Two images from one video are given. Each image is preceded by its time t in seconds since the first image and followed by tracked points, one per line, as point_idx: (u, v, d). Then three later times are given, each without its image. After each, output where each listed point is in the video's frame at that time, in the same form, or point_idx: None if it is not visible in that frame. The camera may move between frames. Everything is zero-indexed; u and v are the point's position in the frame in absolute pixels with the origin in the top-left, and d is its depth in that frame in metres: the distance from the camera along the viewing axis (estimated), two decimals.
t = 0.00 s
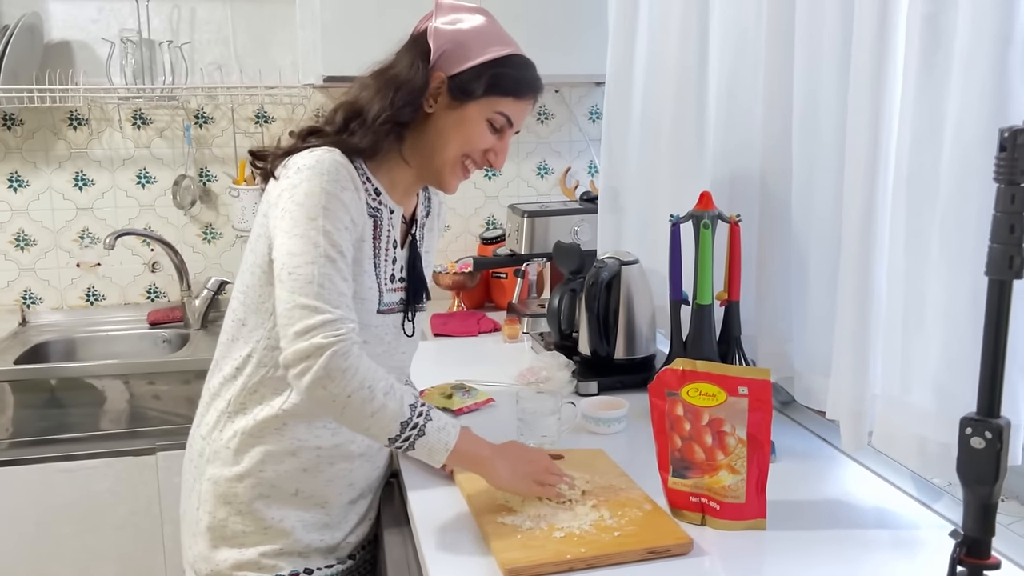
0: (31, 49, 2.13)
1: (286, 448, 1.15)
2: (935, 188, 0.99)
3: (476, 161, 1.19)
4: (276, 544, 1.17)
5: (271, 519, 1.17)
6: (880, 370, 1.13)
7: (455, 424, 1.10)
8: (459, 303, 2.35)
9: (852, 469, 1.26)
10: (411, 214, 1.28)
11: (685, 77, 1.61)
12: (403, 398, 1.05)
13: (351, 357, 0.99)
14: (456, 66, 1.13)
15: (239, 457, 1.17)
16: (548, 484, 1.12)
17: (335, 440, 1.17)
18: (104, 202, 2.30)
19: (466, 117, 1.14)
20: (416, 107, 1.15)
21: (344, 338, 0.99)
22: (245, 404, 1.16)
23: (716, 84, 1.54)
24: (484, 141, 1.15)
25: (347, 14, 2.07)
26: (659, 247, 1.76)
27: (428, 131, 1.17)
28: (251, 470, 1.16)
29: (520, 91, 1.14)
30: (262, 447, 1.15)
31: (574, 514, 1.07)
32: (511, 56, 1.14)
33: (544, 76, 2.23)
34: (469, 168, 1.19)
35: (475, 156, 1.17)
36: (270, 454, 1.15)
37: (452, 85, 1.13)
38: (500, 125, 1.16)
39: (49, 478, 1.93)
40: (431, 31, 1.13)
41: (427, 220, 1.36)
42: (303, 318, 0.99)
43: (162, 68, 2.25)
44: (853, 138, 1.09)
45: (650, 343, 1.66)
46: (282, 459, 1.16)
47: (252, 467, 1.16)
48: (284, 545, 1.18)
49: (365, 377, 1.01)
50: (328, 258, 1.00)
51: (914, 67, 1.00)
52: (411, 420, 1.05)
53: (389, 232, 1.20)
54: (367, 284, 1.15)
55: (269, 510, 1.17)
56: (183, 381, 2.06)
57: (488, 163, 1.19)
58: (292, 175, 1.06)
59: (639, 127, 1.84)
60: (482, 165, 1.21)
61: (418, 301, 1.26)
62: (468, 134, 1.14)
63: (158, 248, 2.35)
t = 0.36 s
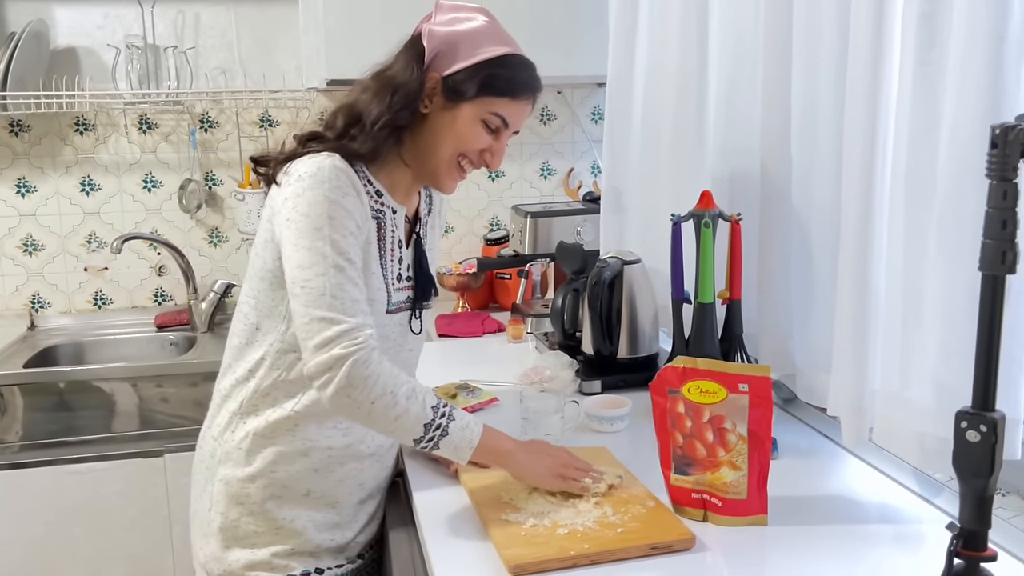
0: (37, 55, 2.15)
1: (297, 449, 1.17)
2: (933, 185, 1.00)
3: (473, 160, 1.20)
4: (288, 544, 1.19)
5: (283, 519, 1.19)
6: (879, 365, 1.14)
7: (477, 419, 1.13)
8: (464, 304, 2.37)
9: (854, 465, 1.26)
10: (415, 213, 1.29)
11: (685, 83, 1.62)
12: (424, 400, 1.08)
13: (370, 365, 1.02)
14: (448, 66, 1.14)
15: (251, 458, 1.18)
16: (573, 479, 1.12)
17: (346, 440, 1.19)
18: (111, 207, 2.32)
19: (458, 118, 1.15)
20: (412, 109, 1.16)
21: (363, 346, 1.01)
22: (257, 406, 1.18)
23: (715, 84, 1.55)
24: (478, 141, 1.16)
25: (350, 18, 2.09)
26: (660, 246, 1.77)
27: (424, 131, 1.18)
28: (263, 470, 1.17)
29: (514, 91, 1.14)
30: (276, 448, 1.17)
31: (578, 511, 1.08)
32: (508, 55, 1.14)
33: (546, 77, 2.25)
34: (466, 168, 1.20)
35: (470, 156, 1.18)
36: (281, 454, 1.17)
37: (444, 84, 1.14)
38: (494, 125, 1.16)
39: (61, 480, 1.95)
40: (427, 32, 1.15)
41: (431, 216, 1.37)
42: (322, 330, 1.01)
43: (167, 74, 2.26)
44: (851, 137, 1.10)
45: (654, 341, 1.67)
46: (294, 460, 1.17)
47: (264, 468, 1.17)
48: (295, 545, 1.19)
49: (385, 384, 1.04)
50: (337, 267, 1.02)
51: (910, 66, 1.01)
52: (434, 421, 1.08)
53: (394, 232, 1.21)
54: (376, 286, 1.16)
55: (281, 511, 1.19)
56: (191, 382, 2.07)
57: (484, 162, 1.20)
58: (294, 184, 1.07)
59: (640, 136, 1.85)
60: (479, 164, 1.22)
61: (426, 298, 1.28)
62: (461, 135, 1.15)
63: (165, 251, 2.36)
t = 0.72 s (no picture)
0: (48, 57, 2.16)
1: (305, 448, 1.16)
2: (948, 179, 0.99)
3: (467, 153, 1.19)
4: (297, 545, 1.18)
5: (291, 520, 1.18)
6: (894, 362, 1.13)
7: (441, 420, 1.09)
8: (474, 303, 2.36)
9: (868, 462, 1.26)
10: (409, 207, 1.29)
11: (695, 79, 1.61)
12: (378, 404, 1.04)
13: (321, 372, 1.01)
14: (441, 60, 1.13)
15: (259, 459, 1.18)
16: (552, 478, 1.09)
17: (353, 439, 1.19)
18: (122, 207, 2.33)
19: (452, 111, 1.14)
20: (404, 102, 1.15)
21: (316, 354, 1.01)
22: (261, 406, 1.18)
23: (727, 80, 1.54)
24: (472, 134, 1.16)
25: (360, 18, 2.09)
26: (672, 243, 1.76)
27: (418, 126, 1.17)
28: (270, 471, 1.17)
29: (507, 84, 1.14)
30: (282, 449, 1.17)
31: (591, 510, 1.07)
32: (500, 48, 1.14)
33: (556, 75, 2.24)
34: (460, 162, 1.20)
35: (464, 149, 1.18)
36: (289, 455, 1.17)
37: (437, 77, 1.14)
38: (488, 118, 1.16)
39: (72, 480, 1.96)
40: (419, 25, 1.14)
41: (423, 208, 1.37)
42: (283, 335, 1.02)
43: (176, 73, 2.28)
44: (864, 132, 1.09)
45: (666, 339, 1.66)
46: (301, 460, 1.17)
47: (272, 469, 1.17)
48: (304, 545, 1.18)
49: (335, 391, 1.02)
50: (307, 272, 1.02)
51: (925, 59, 1.00)
52: (389, 425, 1.05)
53: (390, 229, 1.21)
54: (373, 287, 1.16)
55: (289, 512, 1.18)
56: (202, 381, 2.07)
57: (478, 156, 1.20)
58: (285, 188, 1.08)
59: (652, 126, 1.83)
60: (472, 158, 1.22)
61: (425, 292, 1.28)
62: (456, 128, 1.15)
63: (176, 251, 2.37)
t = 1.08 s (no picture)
0: (58, 56, 2.15)
1: (308, 451, 1.15)
2: (970, 177, 0.97)
3: (461, 149, 1.17)
4: (302, 548, 1.17)
5: (295, 523, 1.17)
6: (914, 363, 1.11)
7: (431, 429, 1.09)
8: (484, 302, 2.35)
9: (885, 464, 1.23)
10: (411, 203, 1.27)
11: (709, 77, 1.59)
12: (368, 411, 1.05)
13: (315, 377, 1.04)
14: (429, 54, 1.12)
15: (261, 462, 1.16)
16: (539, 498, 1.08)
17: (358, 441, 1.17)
18: (131, 207, 2.32)
19: (443, 107, 1.12)
20: (395, 99, 1.14)
21: (309, 360, 1.04)
22: (262, 409, 1.16)
23: (742, 76, 1.51)
24: (464, 130, 1.13)
25: (372, 16, 2.07)
26: (686, 242, 1.74)
27: (411, 122, 1.16)
28: (272, 474, 1.16)
29: (499, 77, 1.12)
30: (281, 452, 1.15)
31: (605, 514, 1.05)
32: (493, 39, 1.12)
33: (568, 72, 2.22)
34: (454, 158, 1.18)
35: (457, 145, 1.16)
36: (290, 458, 1.15)
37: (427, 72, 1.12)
38: (480, 113, 1.13)
39: (81, 481, 1.95)
40: (408, 19, 1.13)
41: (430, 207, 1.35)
42: (280, 338, 1.05)
43: (185, 73, 2.26)
44: (882, 129, 1.07)
45: (678, 340, 1.63)
46: (303, 463, 1.15)
47: (274, 472, 1.16)
48: (309, 549, 1.17)
49: (326, 396, 1.04)
50: (301, 275, 1.03)
51: (946, 55, 0.98)
52: (378, 432, 1.06)
53: (388, 224, 1.19)
54: (369, 282, 1.14)
55: (293, 515, 1.17)
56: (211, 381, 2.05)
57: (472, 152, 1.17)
58: (277, 181, 1.07)
59: (664, 126, 1.81)
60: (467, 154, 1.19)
61: (425, 291, 1.25)
62: (446, 124, 1.13)
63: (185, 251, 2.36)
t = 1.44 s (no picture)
0: (69, 56, 2.15)
1: (325, 451, 1.13)
2: (1000, 174, 0.94)
3: (433, 102, 1.11)
4: (319, 550, 1.15)
5: (311, 525, 1.15)
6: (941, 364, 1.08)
7: (457, 424, 1.09)
8: (498, 303, 2.33)
9: (908, 467, 1.21)
10: (425, 199, 1.26)
11: (726, 77, 1.56)
12: (393, 410, 1.05)
13: (336, 381, 1.04)
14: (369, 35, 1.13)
15: (278, 462, 1.15)
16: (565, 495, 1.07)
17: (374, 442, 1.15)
18: (143, 206, 2.31)
19: (393, 66, 1.11)
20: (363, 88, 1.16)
21: (329, 364, 1.03)
22: (280, 408, 1.14)
23: (761, 73, 1.49)
24: (419, 76, 1.10)
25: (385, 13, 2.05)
26: (703, 241, 1.71)
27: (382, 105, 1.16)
28: (289, 475, 1.14)
29: (431, 13, 1.09)
30: (301, 451, 1.13)
31: (627, 517, 1.03)
32: None
33: (582, 70, 2.19)
34: (434, 114, 1.12)
35: (425, 97, 1.11)
36: (307, 458, 1.13)
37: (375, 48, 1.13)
38: (429, 55, 1.10)
39: (94, 481, 1.95)
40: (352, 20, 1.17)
41: (447, 200, 1.34)
42: (296, 344, 1.05)
43: (198, 72, 2.26)
44: (908, 125, 1.04)
45: (696, 340, 1.61)
46: (322, 464, 1.14)
47: (290, 472, 1.14)
48: (326, 551, 1.15)
49: (350, 398, 1.04)
50: (310, 280, 1.02)
51: (974, 48, 0.95)
52: (405, 430, 1.06)
53: (399, 220, 1.17)
54: (377, 279, 1.12)
55: (308, 516, 1.15)
56: (224, 381, 2.03)
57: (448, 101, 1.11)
58: (274, 190, 1.06)
59: (681, 120, 1.78)
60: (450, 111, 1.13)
61: (443, 285, 1.22)
62: (402, 79, 1.10)
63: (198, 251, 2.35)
